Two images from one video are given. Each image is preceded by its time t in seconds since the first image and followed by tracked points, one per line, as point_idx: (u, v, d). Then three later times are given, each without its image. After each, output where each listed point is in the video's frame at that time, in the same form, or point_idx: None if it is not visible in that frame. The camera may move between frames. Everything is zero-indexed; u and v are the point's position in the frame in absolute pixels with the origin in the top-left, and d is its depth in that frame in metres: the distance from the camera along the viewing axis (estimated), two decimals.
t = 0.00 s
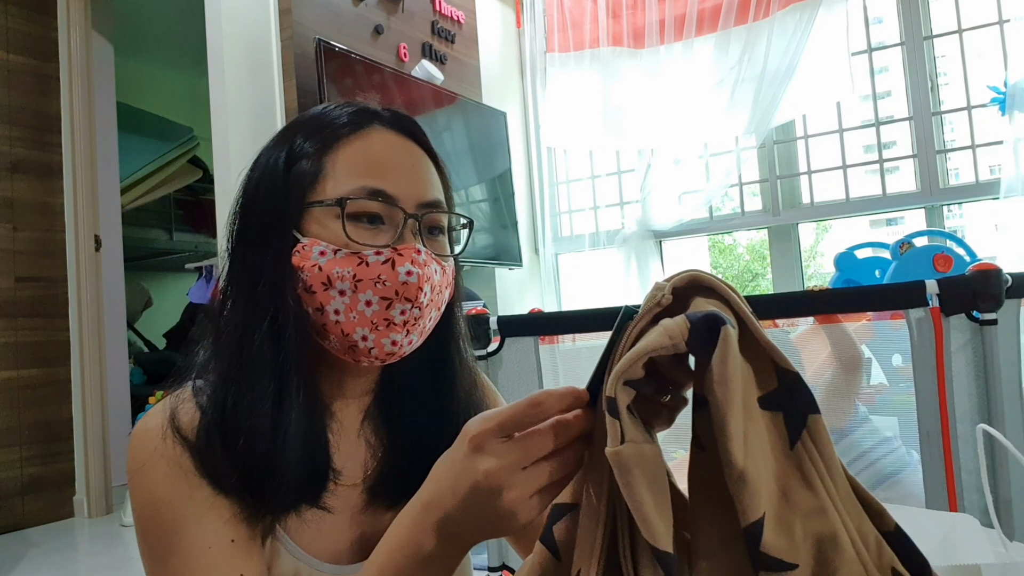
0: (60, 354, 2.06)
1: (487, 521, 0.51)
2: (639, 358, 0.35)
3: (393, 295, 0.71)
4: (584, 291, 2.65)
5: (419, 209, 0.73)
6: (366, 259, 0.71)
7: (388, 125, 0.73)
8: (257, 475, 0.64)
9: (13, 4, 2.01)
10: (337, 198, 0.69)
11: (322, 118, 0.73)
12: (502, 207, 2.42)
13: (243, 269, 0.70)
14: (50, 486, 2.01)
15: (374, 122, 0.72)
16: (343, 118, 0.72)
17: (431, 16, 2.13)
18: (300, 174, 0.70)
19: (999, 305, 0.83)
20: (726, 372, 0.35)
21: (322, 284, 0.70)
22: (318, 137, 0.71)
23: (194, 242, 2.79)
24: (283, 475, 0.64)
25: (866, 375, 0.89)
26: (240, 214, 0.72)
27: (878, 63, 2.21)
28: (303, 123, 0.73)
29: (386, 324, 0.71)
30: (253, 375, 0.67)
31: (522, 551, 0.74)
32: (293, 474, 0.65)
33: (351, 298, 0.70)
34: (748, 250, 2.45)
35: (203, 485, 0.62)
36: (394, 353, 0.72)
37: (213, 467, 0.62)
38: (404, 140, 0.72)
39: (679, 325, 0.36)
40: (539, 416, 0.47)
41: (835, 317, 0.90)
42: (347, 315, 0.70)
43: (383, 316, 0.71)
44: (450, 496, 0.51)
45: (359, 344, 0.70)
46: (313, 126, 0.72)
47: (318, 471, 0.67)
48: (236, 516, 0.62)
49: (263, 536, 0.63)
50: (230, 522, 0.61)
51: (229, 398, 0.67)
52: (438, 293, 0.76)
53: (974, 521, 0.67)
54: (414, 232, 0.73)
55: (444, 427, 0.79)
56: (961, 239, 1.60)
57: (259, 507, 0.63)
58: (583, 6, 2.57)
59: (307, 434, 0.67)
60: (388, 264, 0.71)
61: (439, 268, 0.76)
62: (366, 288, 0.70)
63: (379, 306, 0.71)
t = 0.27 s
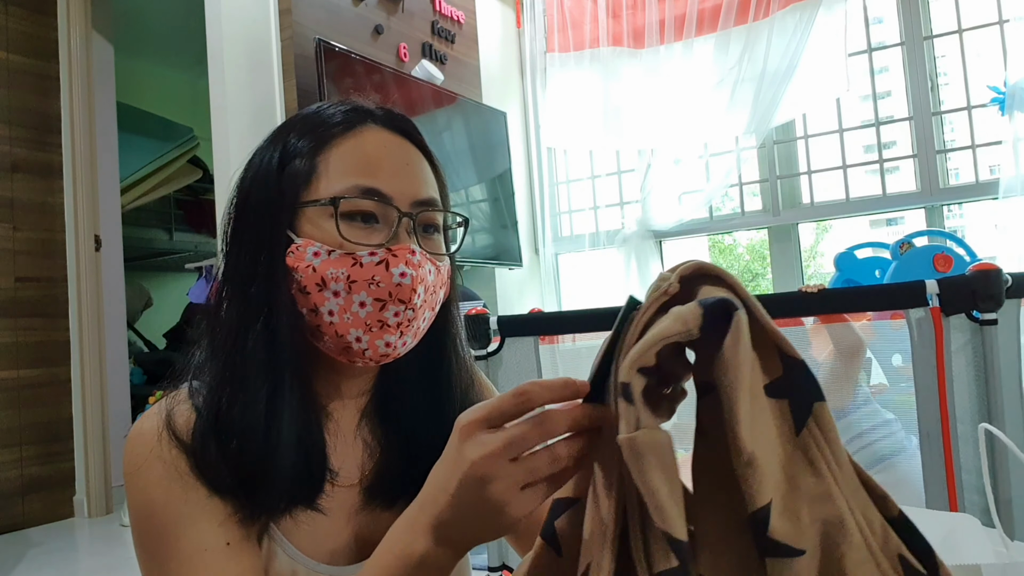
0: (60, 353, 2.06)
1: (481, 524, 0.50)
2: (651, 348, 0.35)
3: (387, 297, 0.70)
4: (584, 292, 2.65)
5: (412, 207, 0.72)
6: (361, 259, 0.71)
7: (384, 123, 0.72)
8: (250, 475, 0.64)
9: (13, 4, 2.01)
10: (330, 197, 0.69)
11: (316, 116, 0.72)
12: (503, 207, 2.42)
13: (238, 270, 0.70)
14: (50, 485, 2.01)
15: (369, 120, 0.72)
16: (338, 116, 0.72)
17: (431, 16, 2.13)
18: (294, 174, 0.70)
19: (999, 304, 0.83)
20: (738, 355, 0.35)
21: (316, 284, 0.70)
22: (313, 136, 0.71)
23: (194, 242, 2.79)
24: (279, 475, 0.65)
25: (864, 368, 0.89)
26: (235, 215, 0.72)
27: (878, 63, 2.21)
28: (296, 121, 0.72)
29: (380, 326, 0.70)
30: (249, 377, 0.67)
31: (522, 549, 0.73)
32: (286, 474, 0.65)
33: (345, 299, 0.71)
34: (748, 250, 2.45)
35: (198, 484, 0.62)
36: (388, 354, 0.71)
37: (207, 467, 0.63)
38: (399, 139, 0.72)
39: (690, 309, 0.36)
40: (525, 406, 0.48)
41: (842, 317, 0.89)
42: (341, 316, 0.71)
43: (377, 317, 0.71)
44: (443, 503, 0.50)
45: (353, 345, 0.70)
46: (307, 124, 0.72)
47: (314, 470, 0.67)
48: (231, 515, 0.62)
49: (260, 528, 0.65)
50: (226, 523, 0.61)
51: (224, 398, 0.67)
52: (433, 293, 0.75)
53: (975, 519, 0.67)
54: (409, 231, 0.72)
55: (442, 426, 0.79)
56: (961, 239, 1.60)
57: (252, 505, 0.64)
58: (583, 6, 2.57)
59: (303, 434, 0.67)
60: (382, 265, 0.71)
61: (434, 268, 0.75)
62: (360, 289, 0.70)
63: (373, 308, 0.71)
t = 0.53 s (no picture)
0: (60, 354, 2.06)
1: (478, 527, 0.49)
2: (718, 318, 0.39)
3: (367, 289, 0.70)
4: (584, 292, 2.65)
5: (393, 198, 0.71)
6: (340, 253, 0.71)
7: (362, 117, 0.72)
8: (236, 475, 0.64)
9: (13, 4, 2.01)
10: (303, 192, 0.69)
11: (299, 116, 0.73)
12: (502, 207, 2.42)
13: (229, 275, 0.72)
14: (50, 485, 2.01)
15: (347, 115, 0.72)
16: (317, 114, 0.72)
17: (431, 16, 2.13)
18: (275, 171, 0.71)
19: (1000, 305, 0.83)
20: (774, 312, 0.40)
21: (297, 282, 0.69)
22: (294, 134, 0.72)
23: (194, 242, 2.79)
24: (265, 477, 0.65)
25: (867, 364, 0.90)
26: (225, 224, 0.74)
27: (878, 63, 2.21)
28: (282, 122, 0.74)
29: (364, 319, 0.70)
30: (237, 378, 0.68)
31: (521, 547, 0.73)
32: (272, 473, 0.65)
33: (327, 295, 0.70)
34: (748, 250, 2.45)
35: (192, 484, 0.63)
36: (376, 347, 0.71)
37: (199, 467, 0.64)
38: (377, 130, 0.71)
39: (732, 272, 0.41)
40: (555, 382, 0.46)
41: (846, 317, 0.90)
42: (325, 312, 0.70)
43: (359, 311, 0.70)
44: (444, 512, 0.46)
45: (339, 341, 0.69)
46: (288, 125, 0.73)
47: (303, 469, 0.67)
48: (221, 515, 0.63)
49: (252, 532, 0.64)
50: (215, 525, 0.62)
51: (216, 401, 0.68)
52: (420, 283, 0.74)
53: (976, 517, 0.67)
54: (389, 222, 0.71)
55: (438, 427, 0.78)
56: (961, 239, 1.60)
57: (246, 508, 0.64)
58: (583, 6, 2.56)
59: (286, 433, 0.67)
60: (360, 258, 0.70)
61: (419, 257, 0.74)
62: (340, 283, 0.69)
63: (355, 301, 0.71)
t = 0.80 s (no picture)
0: (60, 353, 2.06)
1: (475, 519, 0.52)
2: (696, 281, 0.38)
3: (360, 281, 0.69)
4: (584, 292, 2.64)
5: (381, 189, 0.71)
6: (329, 247, 0.70)
7: (344, 111, 0.73)
8: (226, 474, 0.65)
9: (13, 4, 2.01)
10: (289, 189, 0.69)
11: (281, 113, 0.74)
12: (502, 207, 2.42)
13: (222, 276, 0.73)
14: (50, 485, 2.01)
15: (329, 110, 0.73)
16: (297, 111, 0.73)
17: (431, 16, 2.13)
18: (259, 171, 0.72)
19: (999, 304, 0.83)
20: (763, 280, 0.40)
21: (289, 280, 0.70)
22: (277, 133, 0.72)
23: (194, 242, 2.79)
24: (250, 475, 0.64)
25: (866, 365, 0.90)
26: (213, 229, 0.75)
27: (878, 63, 2.21)
28: (267, 121, 0.74)
29: (358, 312, 0.70)
30: (226, 379, 0.69)
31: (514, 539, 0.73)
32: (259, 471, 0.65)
33: (319, 290, 0.70)
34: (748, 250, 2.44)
35: (186, 485, 0.64)
36: (371, 340, 0.70)
37: (193, 468, 0.65)
38: (361, 124, 0.72)
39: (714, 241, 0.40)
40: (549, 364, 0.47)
41: (840, 317, 0.92)
42: (319, 308, 0.70)
43: (353, 303, 0.70)
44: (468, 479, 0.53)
45: (335, 336, 0.69)
46: (270, 124, 0.73)
47: (298, 467, 0.68)
48: (220, 513, 0.64)
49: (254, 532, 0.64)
50: (216, 521, 0.64)
51: (208, 401, 0.69)
52: (413, 273, 0.73)
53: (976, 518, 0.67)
54: (378, 214, 0.71)
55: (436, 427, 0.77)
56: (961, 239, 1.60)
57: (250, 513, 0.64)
58: (583, 5, 2.56)
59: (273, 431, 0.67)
60: (350, 251, 0.70)
61: (411, 248, 0.74)
62: (332, 277, 0.70)
63: (348, 295, 0.70)
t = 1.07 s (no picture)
0: (60, 354, 2.06)
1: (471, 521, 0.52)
2: (686, 287, 0.38)
3: (361, 284, 0.70)
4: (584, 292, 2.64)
5: (384, 192, 0.71)
6: (331, 250, 0.71)
7: (346, 113, 0.72)
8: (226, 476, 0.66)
9: (13, 4, 2.01)
10: (291, 191, 0.69)
11: (281, 113, 0.73)
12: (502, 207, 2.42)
13: (219, 277, 0.73)
14: (50, 486, 2.01)
15: (330, 111, 0.72)
16: (298, 112, 0.73)
17: (431, 16, 2.13)
18: (259, 171, 0.71)
19: (999, 304, 0.83)
20: (757, 291, 0.40)
21: (290, 281, 0.70)
22: (276, 132, 0.72)
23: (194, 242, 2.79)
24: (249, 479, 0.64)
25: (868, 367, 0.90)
26: (212, 227, 0.74)
27: (878, 63, 2.21)
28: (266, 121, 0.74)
29: (359, 315, 0.70)
30: (224, 381, 0.69)
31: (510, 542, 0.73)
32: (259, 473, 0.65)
33: (320, 293, 0.70)
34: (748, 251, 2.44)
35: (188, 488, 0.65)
36: (372, 343, 0.71)
37: (194, 470, 0.65)
38: (361, 126, 0.72)
39: (711, 250, 0.40)
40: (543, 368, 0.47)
41: (836, 317, 0.91)
42: (320, 310, 0.70)
43: (355, 307, 0.71)
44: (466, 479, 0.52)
45: (335, 339, 0.69)
46: (269, 124, 0.73)
47: (298, 466, 0.67)
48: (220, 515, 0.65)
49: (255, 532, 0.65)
50: (218, 522, 0.64)
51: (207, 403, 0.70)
52: (414, 278, 0.74)
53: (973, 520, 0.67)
54: (380, 217, 0.72)
55: (434, 430, 0.77)
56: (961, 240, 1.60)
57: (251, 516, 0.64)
58: (583, 5, 2.56)
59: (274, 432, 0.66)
60: (352, 254, 0.70)
61: (412, 251, 0.74)
62: (334, 280, 0.70)
63: (350, 298, 0.71)
